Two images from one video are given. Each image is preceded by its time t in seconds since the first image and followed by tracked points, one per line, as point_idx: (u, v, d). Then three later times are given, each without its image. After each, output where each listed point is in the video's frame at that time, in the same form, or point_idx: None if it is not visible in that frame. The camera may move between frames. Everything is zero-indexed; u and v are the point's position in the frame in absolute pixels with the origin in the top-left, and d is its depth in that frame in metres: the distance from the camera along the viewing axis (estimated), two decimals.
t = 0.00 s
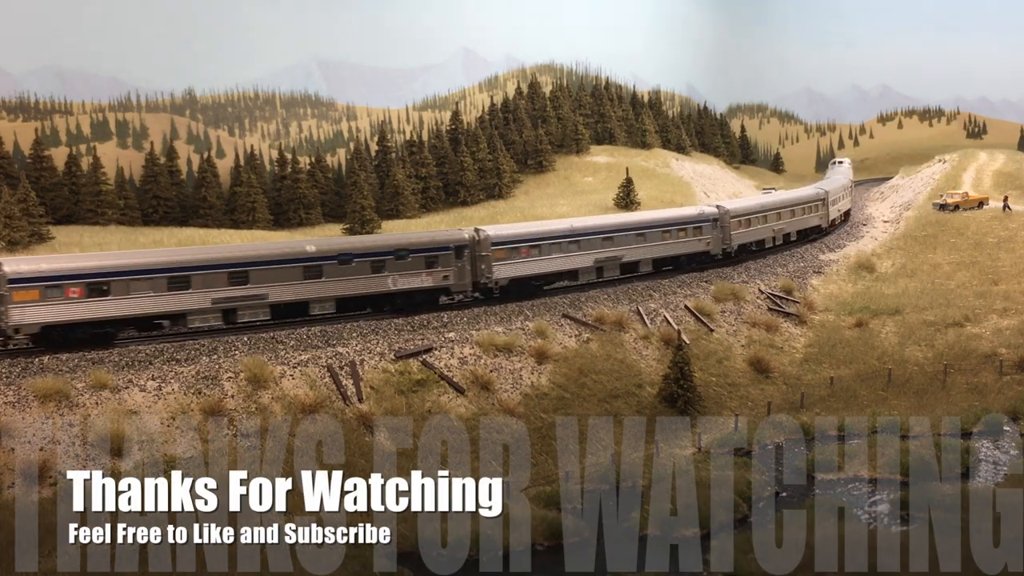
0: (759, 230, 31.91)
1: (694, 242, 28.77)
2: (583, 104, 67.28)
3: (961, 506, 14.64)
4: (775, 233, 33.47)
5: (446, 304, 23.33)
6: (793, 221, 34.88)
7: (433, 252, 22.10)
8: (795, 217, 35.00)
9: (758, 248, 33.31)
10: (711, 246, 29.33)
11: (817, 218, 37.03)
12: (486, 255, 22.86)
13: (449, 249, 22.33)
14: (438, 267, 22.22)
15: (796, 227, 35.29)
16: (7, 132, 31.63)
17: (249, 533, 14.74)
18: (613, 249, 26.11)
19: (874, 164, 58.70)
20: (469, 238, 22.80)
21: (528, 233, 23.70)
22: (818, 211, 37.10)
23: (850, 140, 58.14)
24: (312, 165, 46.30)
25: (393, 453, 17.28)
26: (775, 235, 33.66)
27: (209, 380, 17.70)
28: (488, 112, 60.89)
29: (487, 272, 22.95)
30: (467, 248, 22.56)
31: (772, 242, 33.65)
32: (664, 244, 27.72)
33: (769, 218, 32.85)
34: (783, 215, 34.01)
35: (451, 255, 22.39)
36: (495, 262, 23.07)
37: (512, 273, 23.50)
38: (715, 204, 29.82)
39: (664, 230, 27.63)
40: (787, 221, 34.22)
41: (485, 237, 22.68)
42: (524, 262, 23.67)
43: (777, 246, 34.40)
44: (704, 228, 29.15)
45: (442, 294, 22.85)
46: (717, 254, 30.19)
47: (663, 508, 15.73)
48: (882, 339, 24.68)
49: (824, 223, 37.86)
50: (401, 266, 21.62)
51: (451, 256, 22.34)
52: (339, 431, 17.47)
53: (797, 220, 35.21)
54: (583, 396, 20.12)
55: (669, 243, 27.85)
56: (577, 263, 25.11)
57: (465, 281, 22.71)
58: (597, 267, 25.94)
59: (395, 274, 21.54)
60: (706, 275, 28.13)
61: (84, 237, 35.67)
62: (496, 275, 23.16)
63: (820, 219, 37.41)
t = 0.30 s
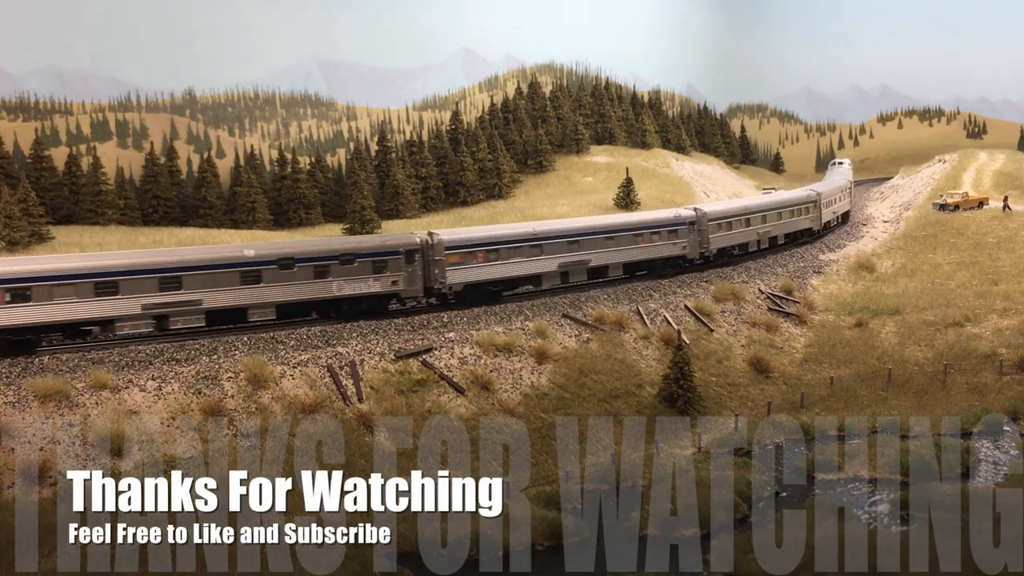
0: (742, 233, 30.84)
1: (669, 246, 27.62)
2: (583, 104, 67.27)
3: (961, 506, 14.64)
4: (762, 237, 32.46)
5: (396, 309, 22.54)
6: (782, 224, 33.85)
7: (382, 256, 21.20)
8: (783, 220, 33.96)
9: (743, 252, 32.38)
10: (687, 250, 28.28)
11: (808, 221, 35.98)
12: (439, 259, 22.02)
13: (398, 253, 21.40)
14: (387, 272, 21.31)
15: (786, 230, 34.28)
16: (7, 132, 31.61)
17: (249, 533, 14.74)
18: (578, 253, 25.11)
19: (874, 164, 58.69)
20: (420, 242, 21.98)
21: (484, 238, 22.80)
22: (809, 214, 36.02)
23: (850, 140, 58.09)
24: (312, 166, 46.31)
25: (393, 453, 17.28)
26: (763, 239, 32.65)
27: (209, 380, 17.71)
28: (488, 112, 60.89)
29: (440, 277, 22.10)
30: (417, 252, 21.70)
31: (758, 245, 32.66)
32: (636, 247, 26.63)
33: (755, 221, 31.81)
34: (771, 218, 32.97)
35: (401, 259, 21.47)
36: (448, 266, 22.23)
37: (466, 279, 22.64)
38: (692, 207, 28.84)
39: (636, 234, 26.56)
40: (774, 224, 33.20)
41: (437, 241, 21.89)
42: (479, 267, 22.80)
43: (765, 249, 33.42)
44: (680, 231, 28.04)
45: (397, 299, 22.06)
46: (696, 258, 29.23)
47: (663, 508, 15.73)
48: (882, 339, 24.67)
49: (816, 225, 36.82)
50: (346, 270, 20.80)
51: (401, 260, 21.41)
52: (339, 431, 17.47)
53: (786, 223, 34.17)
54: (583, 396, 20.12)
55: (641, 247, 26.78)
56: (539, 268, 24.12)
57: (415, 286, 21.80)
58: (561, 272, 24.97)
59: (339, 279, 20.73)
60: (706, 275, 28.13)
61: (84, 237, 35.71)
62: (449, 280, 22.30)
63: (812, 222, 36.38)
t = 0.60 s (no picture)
0: (723, 237, 29.96)
1: (641, 250, 26.65)
2: (583, 104, 67.26)
3: (961, 506, 14.64)
4: (747, 240, 31.60)
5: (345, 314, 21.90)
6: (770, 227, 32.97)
7: (328, 261, 20.55)
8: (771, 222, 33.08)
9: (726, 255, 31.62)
10: (663, 255, 27.43)
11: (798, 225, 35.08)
12: (388, 264, 21.38)
13: (345, 258, 20.79)
14: (333, 278, 20.72)
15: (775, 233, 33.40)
16: (7, 132, 31.57)
17: (249, 533, 14.74)
18: (541, 257, 24.24)
19: (874, 164, 58.72)
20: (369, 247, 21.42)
21: (437, 242, 22.05)
22: (799, 217, 35.12)
23: (850, 140, 58.04)
24: (312, 166, 46.31)
25: (393, 453, 17.28)
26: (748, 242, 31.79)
27: (209, 380, 17.71)
28: (488, 112, 60.88)
29: (389, 282, 21.47)
30: (365, 257, 21.07)
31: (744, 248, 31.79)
32: (604, 252, 25.75)
33: (739, 224, 30.95)
34: (757, 221, 32.09)
35: (347, 264, 20.84)
36: (398, 271, 21.59)
37: (417, 284, 21.91)
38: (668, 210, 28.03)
39: (604, 238, 25.66)
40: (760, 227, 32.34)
41: (387, 244, 21.25)
42: (432, 271, 22.07)
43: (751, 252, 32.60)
44: (654, 235, 27.05)
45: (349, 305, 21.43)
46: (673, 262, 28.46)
47: (663, 508, 15.73)
48: (882, 339, 24.67)
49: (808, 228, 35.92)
50: (289, 275, 20.10)
51: (347, 265, 20.78)
52: (339, 431, 17.47)
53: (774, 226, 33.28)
54: (583, 396, 20.12)
55: (609, 251, 25.89)
56: (497, 273, 23.32)
57: (363, 291, 21.17)
58: (523, 277, 24.13)
59: (282, 284, 20.01)
60: (706, 275, 28.14)
61: (84, 237, 35.70)
62: (398, 284, 21.63)
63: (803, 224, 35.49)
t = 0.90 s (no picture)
0: (703, 242, 29.05)
1: (613, 254, 25.88)
2: (583, 104, 67.25)
3: (961, 506, 14.65)
4: (731, 243, 30.66)
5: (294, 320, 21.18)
6: (756, 230, 32.00)
7: (276, 265, 19.80)
8: (758, 225, 32.08)
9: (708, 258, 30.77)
10: (637, 259, 26.60)
11: (787, 228, 34.10)
12: (340, 268, 20.72)
13: (294, 262, 20.04)
14: (280, 282, 19.91)
15: (762, 236, 32.43)
16: (7, 132, 31.57)
17: (249, 533, 14.74)
18: (507, 262, 23.53)
19: (874, 164, 58.69)
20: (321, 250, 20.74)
21: (394, 246, 21.37)
22: (789, 220, 34.07)
23: (850, 140, 58.03)
24: (312, 165, 46.28)
25: (393, 453, 17.28)
26: (733, 245, 30.88)
27: (209, 380, 17.71)
28: (488, 112, 60.85)
29: (341, 286, 20.81)
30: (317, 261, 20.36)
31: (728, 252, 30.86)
32: (573, 255, 25.03)
33: (722, 227, 29.98)
34: (742, 224, 31.11)
35: (297, 269, 20.06)
36: (351, 275, 20.92)
37: (371, 288, 21.23)
38: (646, 212, 27.08)
39: (574, 241, 24.93)
40: (746, 230, 31.36)
41: (340, 248, 20.61)
42: (389, 276, 21.41)
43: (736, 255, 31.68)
44: (628, 238, 26.23)
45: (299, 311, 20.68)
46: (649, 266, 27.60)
47: (663, 508, 15.73)
48: (882, 339, 24.67)
49: (799, 232, 34.92)
50: (236, 279, 19.39)
51: (296, 269, 20.02)
52: (339, 431, 17.47)
53: (761, 229, 32.28)
54: (583, 396, 20.12)
55: (579, 255, 25.16)
56: (459, 277, 22.62)
57: (314, 296, 20.43)
58: (488, 281, 23.45)
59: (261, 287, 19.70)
60: (706, 275, 28.14)
61: (84, 237, 35.68)
62: (352, 289, 20.95)
63: (793, 227, 34.50)
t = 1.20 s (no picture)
0: (681, 246, 28.02)
1: (579, 258, 24.96)
2: (583, 104, 67.26)
3: (961, 506, 14.64)
4: (712, 247, 29.62)
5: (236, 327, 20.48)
6: (739, 233, 30.95)
7: (212, 271, 19.12)
8: (741, 228, 31.01)
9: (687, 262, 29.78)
10: (606, 263, 25.62)
11: (775, 231, 33.04)
12: (282, 273, 20.07)
13: (231, 267, 19.32)
14: (216, 288, 19.22)
15: (746, 239, 31.38)
16: (7, 132, 31.57)
17: (249, 533, 14.74)
18: (464, 266, 22.65)
19: (874, 164, 58.64)
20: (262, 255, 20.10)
21: (340, 250, 20.63)
22: (775, 223, 32.99)
23: (850, 140, 58.02)
24: (312, 165, 46.28)
25: (393, 453, 17.28)
26: (714, 249, 29.84)
27: (209, 380, 17.71)
28: (488, 112, 60.85)
29: (283, 291, 20.12)
30: (256, 265, 19.66)
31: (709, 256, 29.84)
32: (538, 259, 24.08)
33: (702, 230, 28.96)
34: (724, 227, 30.06)
35: (234, 273, 19.36)
36: (294, 280, 20.25)
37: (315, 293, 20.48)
38: (618, 215, 26.08)
39: (537, 244, 23.99)
40: (728, 233, 30.30)
41: (281, 252, 19.96)
42: (334, 281, 20.65)
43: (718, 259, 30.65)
44: (595, 242, 25.28)
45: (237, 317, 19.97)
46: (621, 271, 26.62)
47: (663, 508, 15.72)
48: (882, 339, 24.66)
49: (787, 235, 33.86)
50: (169, 284, 18.68)
51: (233, 274, 19.31)
52: (339, 431, 17.47)
53: (744, 233, 31.21)
54: (583, 396, 20.12)
55: (543, 258, 24.18)
56: (411, 282, 21.81)
57: (252, 302, 19.72)
58: (444, 286, 22.57)
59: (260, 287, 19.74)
60: (706, 275, 28.15)
61: (84, 237, 35.68)
62: (294, 294, 20.27)
63: (781, 230, 33.45)
